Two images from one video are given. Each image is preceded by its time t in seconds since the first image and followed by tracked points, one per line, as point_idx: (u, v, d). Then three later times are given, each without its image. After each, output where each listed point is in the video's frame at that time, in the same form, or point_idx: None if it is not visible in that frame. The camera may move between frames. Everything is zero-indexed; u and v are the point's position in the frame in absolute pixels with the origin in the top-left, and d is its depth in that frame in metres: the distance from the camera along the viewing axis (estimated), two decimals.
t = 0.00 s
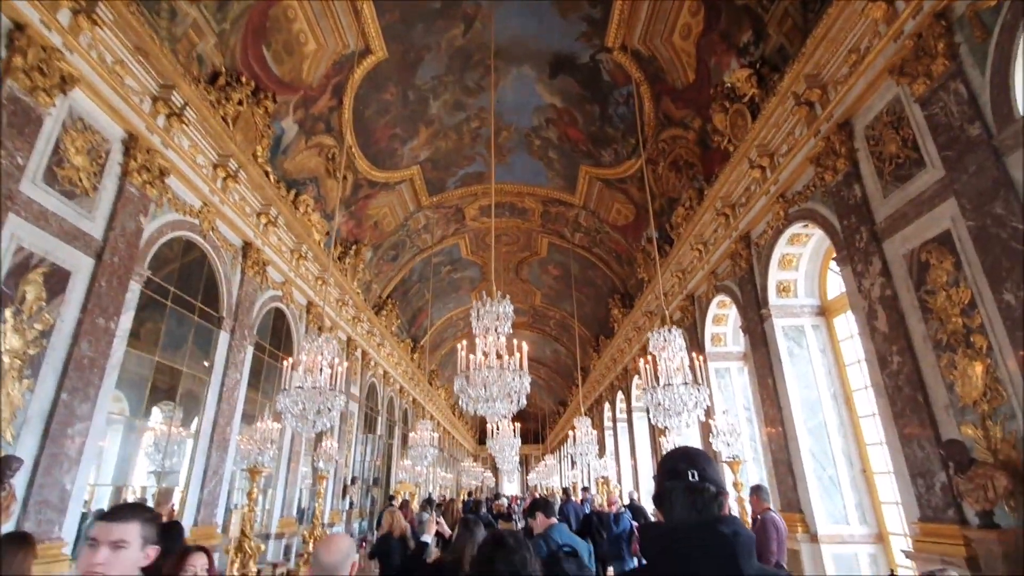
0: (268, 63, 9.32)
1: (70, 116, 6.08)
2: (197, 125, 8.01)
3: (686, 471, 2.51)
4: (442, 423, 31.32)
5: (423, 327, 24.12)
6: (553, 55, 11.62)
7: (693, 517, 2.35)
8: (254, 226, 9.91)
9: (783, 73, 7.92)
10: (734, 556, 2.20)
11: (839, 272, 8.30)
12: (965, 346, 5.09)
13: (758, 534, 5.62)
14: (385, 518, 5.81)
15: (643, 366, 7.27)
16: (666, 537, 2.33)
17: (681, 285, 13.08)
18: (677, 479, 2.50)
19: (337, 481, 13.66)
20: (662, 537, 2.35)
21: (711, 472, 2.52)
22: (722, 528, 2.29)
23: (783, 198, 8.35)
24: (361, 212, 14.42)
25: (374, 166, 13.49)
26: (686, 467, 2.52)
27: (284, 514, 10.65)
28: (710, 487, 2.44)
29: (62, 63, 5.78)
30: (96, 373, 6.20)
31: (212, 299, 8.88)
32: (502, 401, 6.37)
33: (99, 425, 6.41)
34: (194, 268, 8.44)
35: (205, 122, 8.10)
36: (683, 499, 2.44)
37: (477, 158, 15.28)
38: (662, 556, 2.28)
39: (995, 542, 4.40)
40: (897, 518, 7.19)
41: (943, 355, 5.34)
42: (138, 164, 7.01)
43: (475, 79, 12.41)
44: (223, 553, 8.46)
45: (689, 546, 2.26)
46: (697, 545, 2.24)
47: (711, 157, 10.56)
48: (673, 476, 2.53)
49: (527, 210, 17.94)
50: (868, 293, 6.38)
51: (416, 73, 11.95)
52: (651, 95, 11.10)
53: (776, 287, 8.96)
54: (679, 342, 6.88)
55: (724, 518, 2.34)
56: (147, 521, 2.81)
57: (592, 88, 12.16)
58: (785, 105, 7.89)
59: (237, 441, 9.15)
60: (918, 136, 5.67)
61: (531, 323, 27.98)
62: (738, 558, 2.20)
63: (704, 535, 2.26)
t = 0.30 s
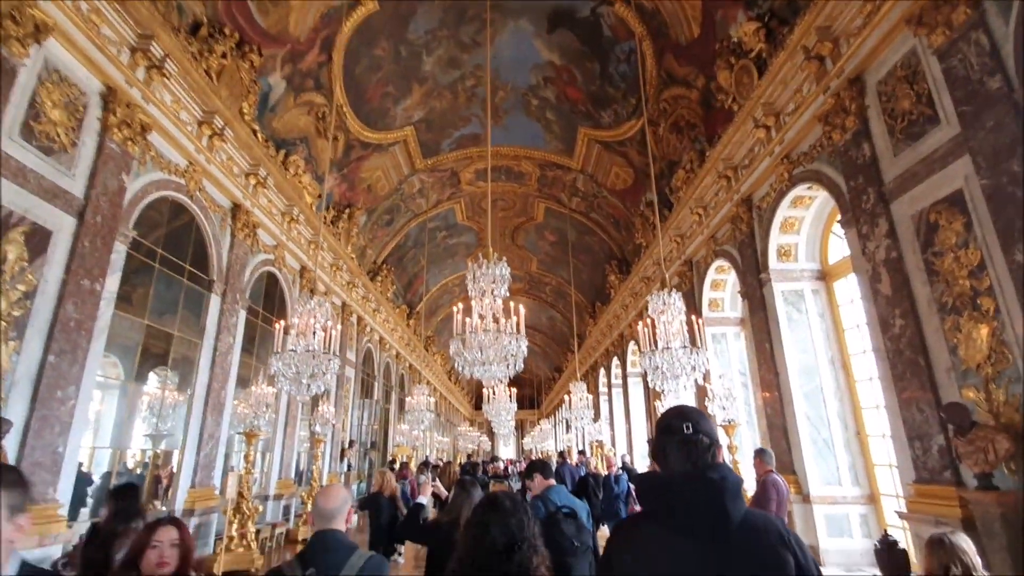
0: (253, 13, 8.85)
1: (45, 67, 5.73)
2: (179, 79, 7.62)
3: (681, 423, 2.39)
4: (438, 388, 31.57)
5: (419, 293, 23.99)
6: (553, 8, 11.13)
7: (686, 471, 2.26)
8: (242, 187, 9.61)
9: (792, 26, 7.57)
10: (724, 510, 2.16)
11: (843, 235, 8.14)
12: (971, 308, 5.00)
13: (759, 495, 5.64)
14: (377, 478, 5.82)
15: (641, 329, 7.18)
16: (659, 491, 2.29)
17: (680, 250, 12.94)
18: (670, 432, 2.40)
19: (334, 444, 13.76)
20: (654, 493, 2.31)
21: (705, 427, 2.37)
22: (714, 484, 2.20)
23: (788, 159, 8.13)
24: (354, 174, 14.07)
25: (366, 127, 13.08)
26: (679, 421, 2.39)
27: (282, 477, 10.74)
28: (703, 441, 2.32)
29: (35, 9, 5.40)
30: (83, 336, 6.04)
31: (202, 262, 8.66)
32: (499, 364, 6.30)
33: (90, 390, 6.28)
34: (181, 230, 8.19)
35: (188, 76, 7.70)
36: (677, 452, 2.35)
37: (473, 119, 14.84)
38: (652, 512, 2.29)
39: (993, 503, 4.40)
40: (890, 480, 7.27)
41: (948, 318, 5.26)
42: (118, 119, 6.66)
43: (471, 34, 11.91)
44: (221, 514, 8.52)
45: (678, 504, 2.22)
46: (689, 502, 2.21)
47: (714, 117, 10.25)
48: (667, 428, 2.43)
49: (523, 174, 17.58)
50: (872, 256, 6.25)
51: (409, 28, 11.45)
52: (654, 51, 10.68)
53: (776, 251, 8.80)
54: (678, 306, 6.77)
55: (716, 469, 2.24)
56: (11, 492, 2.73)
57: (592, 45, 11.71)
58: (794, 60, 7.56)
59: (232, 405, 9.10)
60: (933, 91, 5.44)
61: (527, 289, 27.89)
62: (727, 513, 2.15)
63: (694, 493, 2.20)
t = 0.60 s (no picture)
0: None
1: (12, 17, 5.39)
2: (157, 32, 7.24)
3: (685, 385, 2.32)
4: (435, 354, 31.74)
5: (415, 259, 23.78)
6: None
7: (688, 431, 2.21)
8: (228, 148, 9.30)
9: None
10: (725, 470, 2.13)
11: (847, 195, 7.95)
12: (977, 269, 4.89)
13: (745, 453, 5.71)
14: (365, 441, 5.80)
15: (638, 292, 7.06)
16: (660, 451, 2.25)
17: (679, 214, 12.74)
18: (671, 393, 2.34)
19: (332, 409, 13.84)
20: (653, 453, 2.28)
21: (708, 389, 2.30)
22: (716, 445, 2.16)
23: (793, 118, 7.87)
24: (345, 136, 13.67)
25: (357, 86, 12.64)
26: (684, 384, 2.32)
27: (280, 441, 10.80)
28: (708, 402, 2.26)
29: None
30: (68, 300, 5.88)
31: (190, 225, 8.45)
32: (494, 328, 6.20)
33: (79, 355, 6.17)
34: (166, 192, 7.95)
35: (166, 29, 7.31)
36: (680, 411, 2.28)
37: (467, 79, 14.35)
38: (650, 473, 2.25)
39: (988, 463, 4.40)
40: (883, 442, 7.31)
41: (951, 280, 5.16)
42: (94, 74, 6.33)
43: None
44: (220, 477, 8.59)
45: (679, 464, 2.18)
46: (690, 463, 2.17)
47: (717, 75, 9.89)
48: (669, 390, 2.37)
49: (520, 136, 17.15)
50: (876, 217, 6.09)
51: None
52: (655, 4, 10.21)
53: (778, 213, 8.62)
54: (676, 269, 6.64)
55: (719, 429, 2.20)
56: None
57: None
58: (802, 11, 7.21)
59: (227, 371, 9.05)
60: (948, 42, 5.17)
61: (524, 256, 27.70)
62: (728, 472, 2.13)
63: (696, 453, 2.16)
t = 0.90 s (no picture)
0: None
1: None
2: (141, 11, 7.05)
3: (689, 375, 2.36)
4: (435, 344, 31.70)
5: (414, 248, 23.62)
6: None
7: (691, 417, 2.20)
8: (218, 132, 9.12)
9: None
10: (727, 456, 2.12)
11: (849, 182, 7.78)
12: (980, 255, 4.76)
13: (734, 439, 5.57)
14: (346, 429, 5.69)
15: (634, 279, 6.86)
16: (667, 438, 2.21)
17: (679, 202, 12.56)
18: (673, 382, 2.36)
19: (328, 398, 13.78)
20: (655, 438, 2.27)
21: (710, 380, 2.33)
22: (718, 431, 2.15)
23: (794, 101, 7.68)
24: (340, 123, 13.47)
25: (351, 71, 12.43)
26: (690, 373, 2.35)
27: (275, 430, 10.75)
28: (710, 391, 2.28)
29: None
30: (50, 287, 5.77)
31: (179, 212, 8.30)
32: (486, 316, 6.08)
33: (64, 342, 6.07)
34: (154, 178, 7.80)
35: (151, 8, 7.12)
36: (682, 399, 2.30)
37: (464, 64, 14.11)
38: (651, 458, 2.24)
39: (988, 454, 4.29)
40: (882, 432, 7.20)
41: (954, 267, 5.02)
42: (76, 55, 6.15)
43: None
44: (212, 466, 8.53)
45: (681, 449, 2.17)
46: (694, 448, 2.14)
47: (718, 59, 9.66)
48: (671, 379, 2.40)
49: (518, 123, 16.91)
50: (879, 203, 5.93)
51: None
52: None
53: (778, 200, 8.45)
54: (673, 255, 6.51)
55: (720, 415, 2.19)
56: None
57: None
58: None
59: (219, 359, 8.95)
60: (955, 20, 4.98)
61: (524, 245, 27.51)
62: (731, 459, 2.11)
63: (698, 439, 2.14)
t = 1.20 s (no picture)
0: None
1: None
2: None
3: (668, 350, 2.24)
4: (425, 326, 31.57)
5: (403, 229, 23.31)
6: None
7: (673, 394, 2.11)
8: (196, 106, 8.79)
9: None
10: (709, 431, 2.04)
11: (842, 161, 7.66)
12: (971, 235, 4.68)
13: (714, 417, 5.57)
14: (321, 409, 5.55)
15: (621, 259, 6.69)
16: (650, 417, 2.12)
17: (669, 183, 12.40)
18: (654, 358, 2.23)
19: (314, 380, 13.66)
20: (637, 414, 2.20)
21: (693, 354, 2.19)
22: (701, 407, 2.06)
23: (787, 78, 7.50)
24: (325, 98, 13.11)
25: (336, 45, 12.06)
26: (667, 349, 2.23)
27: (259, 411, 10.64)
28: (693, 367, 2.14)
29: None
30: (17, 264, 5.55)
31: (155, 188, 8.02)
32: (468, 296, 5.94)
33: (35, 321, 5.86)
34: (127, 153, 7.52)
35: None
36: (663, 375, 2.18)
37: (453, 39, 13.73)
38: (633, 437, 2.15)
39: (975, 437, 4.26)
40: (868, 414, 7.19)
41: (944, 247, 4.93)
42: (41, 21, 5.83)
43: None
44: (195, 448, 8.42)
45: (664, 426, 2.09)
46: (676, 423, 2.06)
47: (711, 35, 9.42)
48: (649, 355, 2.27)
49: (509, 101, 16.58)
50: (870, 182, 5.82)
51: None
52: None
53: (769, 180, 8.33)
54: (661, 235, 6.40)
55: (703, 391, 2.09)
56: None
57: None
58: None
59: (200, 340, 8.76)
60: None
61: (514, 227, 27.26)
62: (713, 434, 2.03)
63: (680, 415, 2.06)
